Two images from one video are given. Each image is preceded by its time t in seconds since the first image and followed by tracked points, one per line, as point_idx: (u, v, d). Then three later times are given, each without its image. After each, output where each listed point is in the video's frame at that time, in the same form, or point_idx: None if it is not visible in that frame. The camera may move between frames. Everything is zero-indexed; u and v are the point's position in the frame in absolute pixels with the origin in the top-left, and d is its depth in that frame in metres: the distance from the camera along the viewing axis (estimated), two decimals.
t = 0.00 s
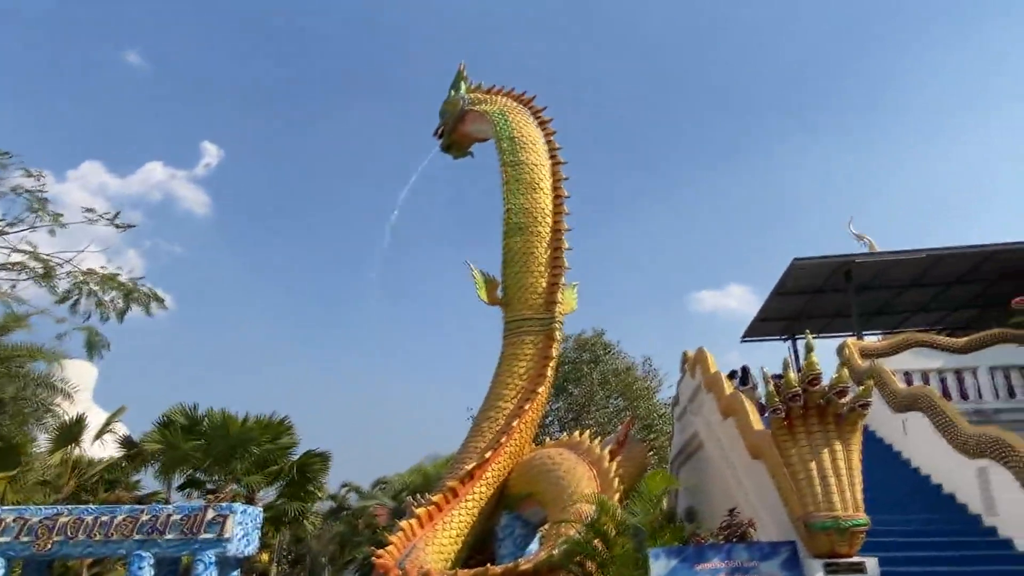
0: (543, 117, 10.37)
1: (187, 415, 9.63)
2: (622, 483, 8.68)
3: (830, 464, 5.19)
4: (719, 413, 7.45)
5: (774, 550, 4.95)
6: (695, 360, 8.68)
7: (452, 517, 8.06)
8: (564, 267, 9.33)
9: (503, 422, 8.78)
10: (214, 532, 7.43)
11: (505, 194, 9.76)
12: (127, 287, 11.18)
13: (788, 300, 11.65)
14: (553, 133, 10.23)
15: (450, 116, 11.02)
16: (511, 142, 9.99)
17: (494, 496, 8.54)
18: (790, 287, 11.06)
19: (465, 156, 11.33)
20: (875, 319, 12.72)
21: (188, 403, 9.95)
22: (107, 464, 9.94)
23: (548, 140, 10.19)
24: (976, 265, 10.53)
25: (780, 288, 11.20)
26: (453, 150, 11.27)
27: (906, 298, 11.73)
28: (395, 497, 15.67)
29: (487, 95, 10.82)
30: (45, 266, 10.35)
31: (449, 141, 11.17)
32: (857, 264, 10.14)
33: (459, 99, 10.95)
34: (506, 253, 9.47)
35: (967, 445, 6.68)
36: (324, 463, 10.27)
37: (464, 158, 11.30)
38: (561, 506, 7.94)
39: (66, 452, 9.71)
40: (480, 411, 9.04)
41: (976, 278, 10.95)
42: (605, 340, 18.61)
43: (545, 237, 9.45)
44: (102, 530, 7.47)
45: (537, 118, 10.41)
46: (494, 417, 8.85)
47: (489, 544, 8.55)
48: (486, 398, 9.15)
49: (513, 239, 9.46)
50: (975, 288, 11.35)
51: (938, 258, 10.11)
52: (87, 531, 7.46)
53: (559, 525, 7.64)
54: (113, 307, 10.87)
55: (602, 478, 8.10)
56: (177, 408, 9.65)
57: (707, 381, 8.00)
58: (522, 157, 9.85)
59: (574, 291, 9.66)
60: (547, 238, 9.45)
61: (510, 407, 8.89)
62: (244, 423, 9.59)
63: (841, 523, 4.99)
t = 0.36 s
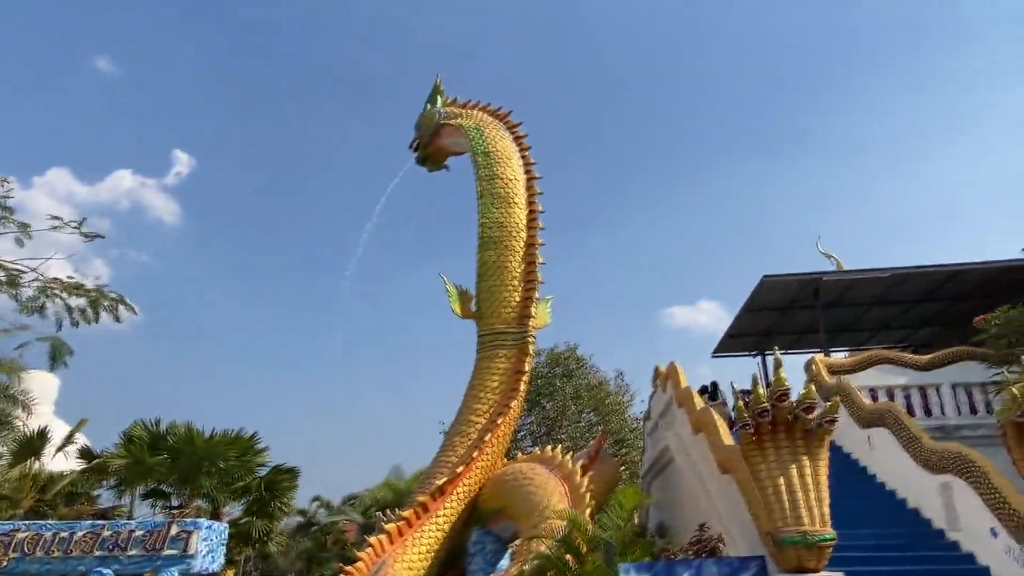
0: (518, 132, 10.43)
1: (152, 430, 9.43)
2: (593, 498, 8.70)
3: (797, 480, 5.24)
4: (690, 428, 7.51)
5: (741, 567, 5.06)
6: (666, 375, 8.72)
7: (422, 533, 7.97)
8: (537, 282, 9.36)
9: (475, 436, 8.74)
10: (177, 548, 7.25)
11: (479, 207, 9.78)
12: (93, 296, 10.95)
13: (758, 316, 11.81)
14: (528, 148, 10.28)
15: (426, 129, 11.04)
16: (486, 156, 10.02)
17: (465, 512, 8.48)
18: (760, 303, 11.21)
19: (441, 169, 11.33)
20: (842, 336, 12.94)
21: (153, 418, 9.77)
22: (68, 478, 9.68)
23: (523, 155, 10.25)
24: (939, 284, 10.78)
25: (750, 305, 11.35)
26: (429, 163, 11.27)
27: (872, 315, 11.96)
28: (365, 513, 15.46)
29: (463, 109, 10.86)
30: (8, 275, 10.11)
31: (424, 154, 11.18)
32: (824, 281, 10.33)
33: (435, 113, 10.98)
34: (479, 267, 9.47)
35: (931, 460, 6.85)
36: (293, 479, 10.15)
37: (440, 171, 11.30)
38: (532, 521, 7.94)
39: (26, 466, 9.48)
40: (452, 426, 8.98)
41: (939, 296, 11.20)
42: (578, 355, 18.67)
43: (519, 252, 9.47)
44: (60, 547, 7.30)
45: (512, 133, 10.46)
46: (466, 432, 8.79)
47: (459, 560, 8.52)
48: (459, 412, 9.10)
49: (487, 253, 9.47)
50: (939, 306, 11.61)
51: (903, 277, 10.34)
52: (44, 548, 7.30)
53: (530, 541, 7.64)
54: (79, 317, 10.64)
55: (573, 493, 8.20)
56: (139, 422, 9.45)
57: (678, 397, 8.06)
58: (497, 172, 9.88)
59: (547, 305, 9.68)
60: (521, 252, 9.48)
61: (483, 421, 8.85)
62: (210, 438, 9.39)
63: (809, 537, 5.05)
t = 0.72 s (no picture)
0: (492, 141, 10.44)
1: (112, 436, 9.29)
2: (561, 507, 8.71)
3: (761, 490, 5.30)
4: (657, 437, 7.55)
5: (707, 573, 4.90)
6: (635, 385, 8.77)
7: (388, 543, 7.88)
8: (508, 290, 9.35)
9: (443, 445, 8.68)
10: (135, 558, 7.05)
11: (452, 215, 9.76)
12: (53, 299, 10.67)
13: (725, 327, 11.95)
14: (501, 157, 10.30)
15: (399, 136, 10.99)
16: (459, 164, 10.01)
17: (432, 522, 8.42)
18: (728, 314, 11.35)
19: (413, 176, 11.29)
20: (807, 348, 13.16)
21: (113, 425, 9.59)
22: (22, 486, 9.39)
23: (496, 164, 10.26)
24: (901, 298, 11.03)
25: (718, 316, 11.48)
26: (401, 169, 11.22)
27: (836, 328, 12.18)
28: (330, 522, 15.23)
29: (437, 117, 10.85)
30: None
31: (397, 161, 11.13)
32: (790, 294, 10.50)
33: (409, 119, 10.95)
34: (451, 274, 9.44)
35: (892, 471, 6.96)
36: (256, 487, 10.02)
37: (412, 177, 11.26)
38: (499, 531, 7.92)
39: None
40: (420, 434, 8.92)
41: (900, 310, 11.46)
42: (548, 364, 18.70)
43: (490, 260, 9.47)
44: (12, 556, 7.11)
45: (486, 142, 10.48)
46: (434, 440, 8.73)
47: (425, 570, 8.48)
48: (427, 420, 9.03)
49: (458, 261, 9.45)
50: (900, 320, 11.88)
51: (866, 291, 10.56)
52: None
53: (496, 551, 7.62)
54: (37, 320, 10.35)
55: (541, 502, 8.17)
56: (102, 428, 9.24)
57: (646, 407, 8.11)
58: (470, 180, 9.88)
59: (518, 314, 9.68)
60: (492, 260, 9.47)
61: (451, 430, 8.79)
62: (171, 445, 9.19)
63: (772, 547, 5.13)
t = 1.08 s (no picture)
0: (461, 145, 10.43)
1: (65, 436, 9.04)
2: (523, 513, 8.72)
3: (720, 495, 5.38)
4: (620, 443, 7.60)
5: None
6: (599, 391, 8.82)
7: (348, 547, 7.79)
8: (475, 295, 9.34)
9: (406, 450, 8.61)
10: (85, 562, 6.87)
11: (420, 218, 9.72)
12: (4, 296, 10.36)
13: (689, 335, 12.09)
14: (470, 161, 10.28)
15: (368, 137, 10.91)
16: (429, 167, 9.98)
17: (393, 526, 8.36)
18: (692, 322, 11.48)
19: (381, 177, 11.23)
20: (768, 357, 13.37)
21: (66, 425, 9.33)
22: None
23: (465, 168, 10.24)
24: (859, 310, 11.30)
25: (682, 324, 11.61)
26: (369, 171, 11.15)
27: (797, 338, 12.41)
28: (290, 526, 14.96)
29: (407, 119, 10.80)
30: None
31: (365, 162, 11.05)
32: (752, 303, 10.68)
33: (378, 121, 10.88)
34: (417, 278, 9.39)
35: (847, 479, 7.12)
36: (214, 491, 9.82)
37: (380, 179, 11.20)
38: (461, 536, 7.89)
39: None
40: (383, 438, 8.84)
41: (858, 321, 11.73)
42: (514, 369, 18.72)
43: (458, 264, 9.44)
44: None
45: (455, 146, 10.45)
46: (397, 444, 8.66)
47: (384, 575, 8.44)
48: (390, 424, 8.96)
49: (425, 264, 9.41)
50: (857, 331, 12.15)
51: (825, 302, 10.79)
52: None
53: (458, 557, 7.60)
54: None
55: (503, 507, 8.20)
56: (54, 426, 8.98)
57: (610, 413, 8.15)
58: (438, 183, 9.84)
59: (484, 318, 9.67)
60: (460, 264, 9.45)
61: (414, 434, 8.73)
62: (126, 446, 8.97)
63: (730, 552, 5.21)
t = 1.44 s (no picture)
0: (428, 145, 10.38)
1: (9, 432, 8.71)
2: (482, 515, 8.71)
3: (675, 499, 5.45)
4: (579, 446, 7.64)
5: None
6: (560, 394, 8.85)
7: (302, 549, 7.68)
8: (438, 295, 9.30)
9: (364, 450, 8.52)
10: (28, 563, 6.65)
11: (384, 217, 9.65)
12: None
13: (649, 340, 12.22)
14: (436, 161, 10.23)
15: (332, 134, 10.78)
16: (394, 166, 9.90)
17: (350, 528, 8.28)
18: (653, 327, 11.62)
19: (346, 175, 11.11)
20: (725, 363, 13.60)
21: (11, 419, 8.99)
22: None
23: (431, 168, 10.18)
24: (814, 319, 11.56)
25: (643, 328, 11.74)
26: (334, 167, 11.03)
27: (753, 344, 12.64)
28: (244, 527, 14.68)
29: (373, 117, 10.71)
30: None
31: (329, 159, 10.92)
32: (711, 310, 10.85)
33: (344, 117, 10.76)
34: (380, 277, 9.31)
35: (799, 483, 7.21)
36: (165, 490, 9.58)
37: (345, 176, 11.08)
38: (418, 537, 7.85)
39: None
40: (341, 439, 8.74)
41: (813, 329, 12.00)
42: (476, 371, 18.68)
43: (421, 264, 9.39)
44: None
45: (422, 145, 10.39)
46: (355, 445, 8.57)
47: None
48: (349, 425, 8.86)
49: (389, 263, 9.34)
50: (812, 339, 12.43)
51: (782, 310, 11.01)
52: None
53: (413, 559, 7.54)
54: None
55: (462, 509, 8.18)
56: None
57: (570, 415, 8.19)
58: (403, 182, 9.77)
59: (447, 319, 9.63)
60: (423, 264, 9.40)
61: (374, 434, 8.65)
62: (74, 443, 8.69)
63: (684, 555, 5.27)
